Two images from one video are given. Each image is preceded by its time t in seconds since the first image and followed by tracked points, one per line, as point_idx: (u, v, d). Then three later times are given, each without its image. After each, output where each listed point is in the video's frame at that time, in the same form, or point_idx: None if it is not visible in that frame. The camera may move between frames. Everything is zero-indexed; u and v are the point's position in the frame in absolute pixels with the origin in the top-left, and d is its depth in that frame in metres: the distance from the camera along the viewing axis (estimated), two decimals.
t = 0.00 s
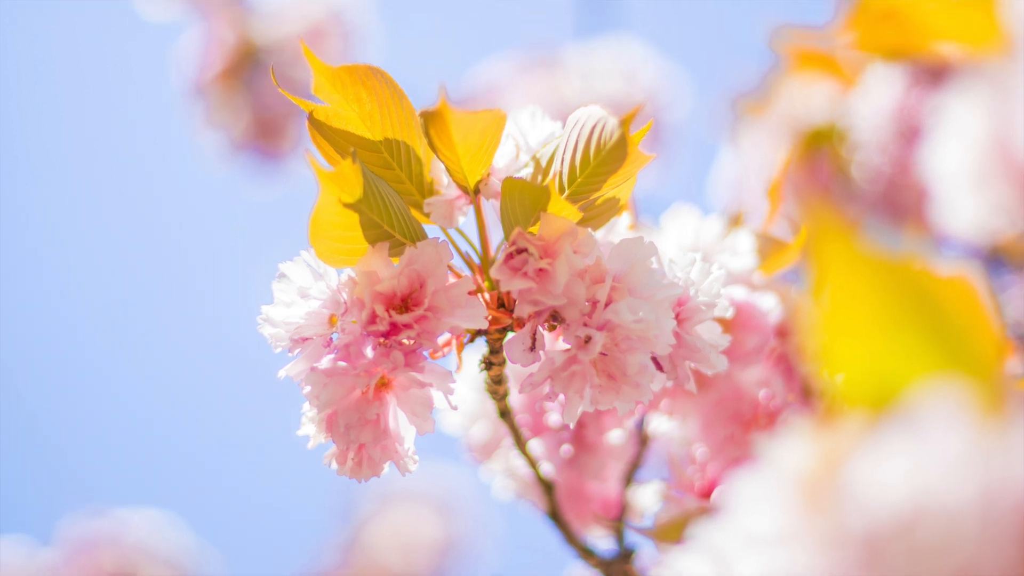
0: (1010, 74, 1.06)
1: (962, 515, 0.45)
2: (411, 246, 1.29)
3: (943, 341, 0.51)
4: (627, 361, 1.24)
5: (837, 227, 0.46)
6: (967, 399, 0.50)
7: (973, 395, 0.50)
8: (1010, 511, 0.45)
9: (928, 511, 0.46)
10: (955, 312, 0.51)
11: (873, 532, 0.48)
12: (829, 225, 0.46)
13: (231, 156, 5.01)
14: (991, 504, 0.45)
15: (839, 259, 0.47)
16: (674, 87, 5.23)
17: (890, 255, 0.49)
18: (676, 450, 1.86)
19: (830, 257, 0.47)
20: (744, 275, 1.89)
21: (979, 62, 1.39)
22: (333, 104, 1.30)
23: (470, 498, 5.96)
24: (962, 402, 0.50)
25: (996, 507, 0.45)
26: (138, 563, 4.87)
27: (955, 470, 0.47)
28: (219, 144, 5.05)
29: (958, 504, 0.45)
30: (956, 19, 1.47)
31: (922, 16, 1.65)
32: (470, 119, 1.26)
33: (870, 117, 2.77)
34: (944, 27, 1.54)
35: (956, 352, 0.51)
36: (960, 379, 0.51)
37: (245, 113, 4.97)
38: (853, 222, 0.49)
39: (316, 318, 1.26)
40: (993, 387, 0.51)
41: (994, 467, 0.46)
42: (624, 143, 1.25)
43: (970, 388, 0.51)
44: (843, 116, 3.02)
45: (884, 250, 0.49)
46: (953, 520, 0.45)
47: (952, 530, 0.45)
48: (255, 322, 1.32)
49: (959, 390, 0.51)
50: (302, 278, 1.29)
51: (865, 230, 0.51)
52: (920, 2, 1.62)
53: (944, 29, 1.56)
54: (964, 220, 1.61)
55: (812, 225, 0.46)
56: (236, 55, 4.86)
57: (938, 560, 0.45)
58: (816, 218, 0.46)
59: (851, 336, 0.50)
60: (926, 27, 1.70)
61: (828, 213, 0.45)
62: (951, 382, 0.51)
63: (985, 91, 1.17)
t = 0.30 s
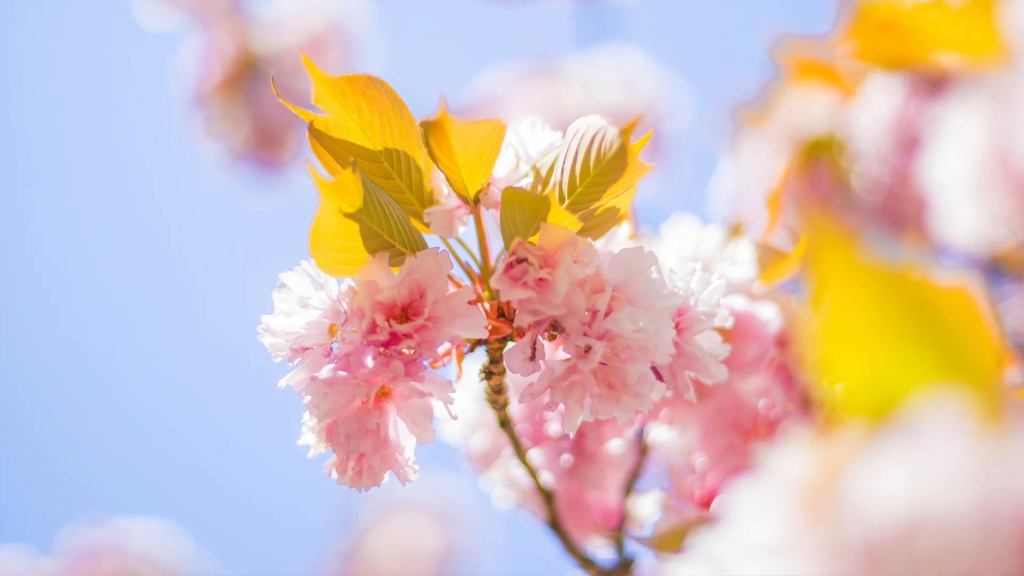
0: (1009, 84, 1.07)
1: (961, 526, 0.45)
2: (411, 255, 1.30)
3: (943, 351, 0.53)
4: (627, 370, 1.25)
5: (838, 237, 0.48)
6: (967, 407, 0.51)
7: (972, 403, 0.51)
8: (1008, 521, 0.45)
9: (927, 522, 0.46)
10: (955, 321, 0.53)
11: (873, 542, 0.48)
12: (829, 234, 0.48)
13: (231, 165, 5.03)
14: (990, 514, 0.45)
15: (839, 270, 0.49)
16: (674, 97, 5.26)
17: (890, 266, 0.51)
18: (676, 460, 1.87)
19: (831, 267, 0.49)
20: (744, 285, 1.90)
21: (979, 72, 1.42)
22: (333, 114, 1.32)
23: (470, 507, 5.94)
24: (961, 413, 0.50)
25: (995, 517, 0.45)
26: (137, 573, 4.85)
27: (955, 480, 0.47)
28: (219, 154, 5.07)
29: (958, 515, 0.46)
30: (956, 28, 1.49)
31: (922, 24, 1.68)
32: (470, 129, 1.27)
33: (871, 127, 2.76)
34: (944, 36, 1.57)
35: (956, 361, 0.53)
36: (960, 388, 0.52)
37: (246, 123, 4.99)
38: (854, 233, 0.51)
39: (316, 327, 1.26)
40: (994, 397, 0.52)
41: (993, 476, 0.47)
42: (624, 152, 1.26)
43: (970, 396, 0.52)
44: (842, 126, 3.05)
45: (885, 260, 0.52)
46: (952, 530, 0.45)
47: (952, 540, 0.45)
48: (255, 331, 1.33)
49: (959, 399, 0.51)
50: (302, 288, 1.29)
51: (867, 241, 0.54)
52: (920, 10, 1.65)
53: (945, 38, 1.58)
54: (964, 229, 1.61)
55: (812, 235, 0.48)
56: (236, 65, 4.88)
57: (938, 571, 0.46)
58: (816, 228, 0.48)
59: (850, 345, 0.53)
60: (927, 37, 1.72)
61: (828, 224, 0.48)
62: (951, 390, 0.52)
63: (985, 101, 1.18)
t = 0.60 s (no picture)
0: (1008, 93, 1.07)
1: (960, 535, 0.46)
2: (412, 265, 1.31)
3: (942, 360, 0.53)
4: (627, 380, 1.25)
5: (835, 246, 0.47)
6: (966, 417, 0.51)
7: (971, 414, 0.52)
8: (1007, 529, 0.46)
9: (927, 531, 0.47)
10: (955, 331, 0.53)
11: (873, 550, 0.49)
12: (827, 244, 0.48)
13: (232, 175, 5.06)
14: (989, 523, 0.46)
15: (837, 279, 0.49)
16: (674, 107, 5.29)
17: (889, 274, 0.51)
18: (676, 469, 1.87)
19: (829, 276, 0.49)
20: (743, 294, 1.91)
21: (977, 81, 1.42)
22: (333, 124, 1.33)
23: (470, 516, 5.92)
24: (960, 422, 0.51)
25: (995, 526, 0.46)
26: None
27: (954, 488, 0.48)
28: (221, 163, 5.10)
29: (957, 524, 0.46)
30: (956, 38, 1.51)
31: (922, 34, 1.71)
32: (470, 139, 1.28)
33: (870, 136, 2.77)
34: (943, 46, 1.60)
35: (955, 371, 0.53)
36: (958, 399, 0.52)
37: (247, 133, 5.02)
38: (853, 241, 0.50)
39: (317, 336, 1.26)
40: (993, 407, 0.52)
41: (992, 485, 0.47)
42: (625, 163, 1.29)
43: (969, 406, 0.52)
44: (842, 136, 3.07)
45: (884, 269, 0.51)
46: (952, 539, 0.46)
47: (951, 549, 0.46)
48: (256, 341, 1.33)
49: (958, 408, 0.52)
50: (303, 297, 1.30)
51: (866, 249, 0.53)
52: (920, 20, 1.69)
53: (944, 48, 1.61)
54: (963, 239, 1.62)
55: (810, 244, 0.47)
56: (237, 75, 4.90)
57: None
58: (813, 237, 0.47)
59: (849, 354, 0.53)
60: (926, 46, 1.75)
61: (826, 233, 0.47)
62: (949, 401, 0.52)
63: (984, 111, 1.19)
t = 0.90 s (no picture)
0: (1008, 104, 1.07)
1: (960, 544, 0.47)
2: (412, 275, 1.31)
3: (941, 369, 0.53)
4: (626, 390, 1.26)
5: (836, 256, 0.47)
6: (964, 427, 0.52)
7: (970, 423, 0.52)
8: (1007, 538, 0.46)
9: (927, 540, 0.48)
10: (955, 341, 0.53)
11: (872, 559, 0.50)
12: (828, 254, 0.47)
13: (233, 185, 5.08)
14: (989, 532, 0.47)
15: (838, 288, 0.48)
16: (673, 117, 5.32)
17: (889, 284, 0.50)
18: (676, 479, 1.87)
19: (829, 286, 0.48)
20: (743, 304, 1.91)
21: (976, 91, 1.42)
22: (333, 134, 1.34)
23: (470, 526, 5.90)
24: (961, 432, 0.52)
25: (995, 536, 0.47)
26: None
27: (954, 497, 0.48)
28: (222, 175, 5.13)
29: (957, 533, 0.47)
30: (955, 49, 1.52)
31: (922, 44, 1.73)
32: (470, 149, 1.29)
33: (870, 147, 2.78)
34: (943, 57, 1.61)
35: (953, 381, 0.53)
36: (956, 408, 0.53)
37: (247, 143, 5.04)
38: (853, 250, 0.50)
39: (317, 346, 1.27)
40: (992, 416, 0.52)
41: (991, 494, 0.48)
42: (625, 172, 1.28)
43: (968, 416, 0.52)
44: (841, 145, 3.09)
45: (884, 278, 0.51)
46: (951, 549, 0.47)
47: (949, 558, 0.47)
48: (256, 351, 1.34)
49: (958, 418, 0.52)
50: (303, 307, 1.31)
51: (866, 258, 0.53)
52: (920, 31, 1.70)
53: (944, 58, 1.63)
54: (963, 248, 1.62)
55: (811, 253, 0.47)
56: (237, 85, 4.92)
57: None
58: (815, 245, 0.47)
59: (849, 363, 0.52)
60: (926, 56, 1.76)
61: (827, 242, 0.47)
62: (947, 411, 0.53)
63: (984, 122, 1.19)
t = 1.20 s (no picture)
0: (1007, 114, 1.07)
1: (961, 553, 0.48)
2: (411, 284, 1.32)
3: (941, 379, 0.53)
4: (626, 400, 1.26)
5: (835, 266, 0.48)
6: (964, 438, 0.52)
7: (969, 434, 0.52)
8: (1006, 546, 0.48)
9: (926, 549, 0.49)
10: (955, 350, 0.53)
11: (872, 568, 0.51)
12: (827, 264, 0.48)
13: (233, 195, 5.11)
14: (988, 540, 0.48)
15: (836, 298, 0.49)
16: (674, 127, 5.34)
17: (889, 294, 0.50)
18: (676, 488, 1.87)
19: (828, 295, 0.49)
20: (743, 313, 1.91)
21: (976, 101, 1.42)
22: (333, 144, 1.35)
23: (471, 535, 5.89)
24: (961, 441, 0.52)
25: (995, 543, 0.48)
26: None
27: (954, 507, 0.49)
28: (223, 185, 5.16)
29: (957, 542, 0.48)
30: (955, 59, 1.53)
31: (921, 54, 1.75)
32: (470, 159, 1.31)
33: (870, 156, 2.80)
34: (942, 67, 1.63)
35: (954, 392, 0.53)
36: (956, 418, 0.52)
37: (247, 153, 5.08)
38: (852, 260, 0.50)
39: (318, 355, 1.28)
40: (992, 426, 0.52)
41: (991, 503, 0.49)
42: (624, 181, 1.30)
43: (968, 427, 0.52)
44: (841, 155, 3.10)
45: (884, 288, 0.51)
46: (950, 558, 0.48)
47: (949, 567, 0.48)
48: (256, 361, 1.34)
49: (958, 428, 0.52)
50: (303, 317, 1.31)
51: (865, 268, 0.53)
52: (920, 41, 1.72)
53: (942, 68, 1.65)
54: (962, 257, 1.62)
55: (811, 264, 0.48)
56: (237, 95, 4.95)
57: None
58: (814, 256, 0.47)
59: (849, 373, 0.52)
60: (925, 67, 1.78)
61: (826, 252, 0.47)
62: (947, 421, 0.53)
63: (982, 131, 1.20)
